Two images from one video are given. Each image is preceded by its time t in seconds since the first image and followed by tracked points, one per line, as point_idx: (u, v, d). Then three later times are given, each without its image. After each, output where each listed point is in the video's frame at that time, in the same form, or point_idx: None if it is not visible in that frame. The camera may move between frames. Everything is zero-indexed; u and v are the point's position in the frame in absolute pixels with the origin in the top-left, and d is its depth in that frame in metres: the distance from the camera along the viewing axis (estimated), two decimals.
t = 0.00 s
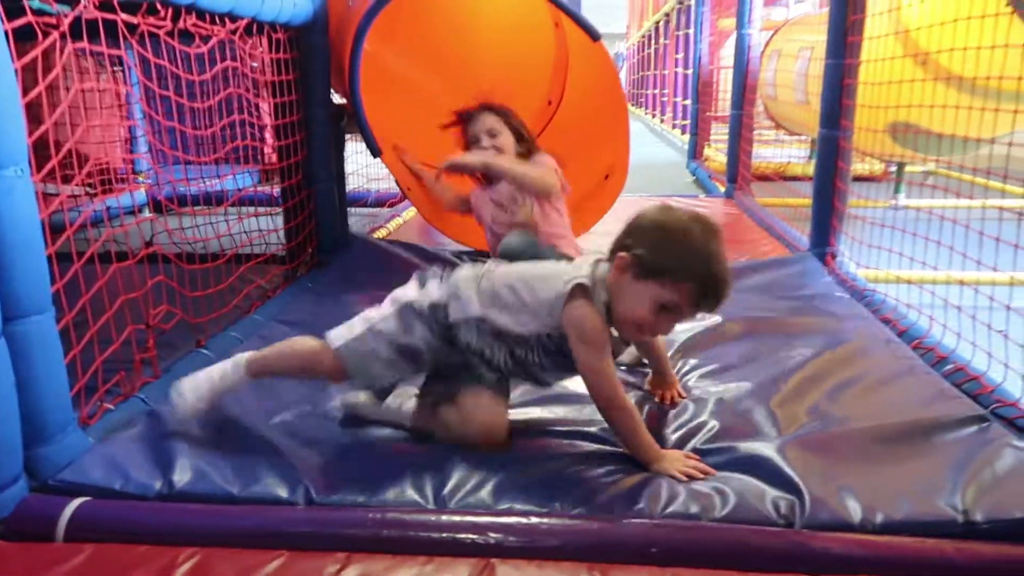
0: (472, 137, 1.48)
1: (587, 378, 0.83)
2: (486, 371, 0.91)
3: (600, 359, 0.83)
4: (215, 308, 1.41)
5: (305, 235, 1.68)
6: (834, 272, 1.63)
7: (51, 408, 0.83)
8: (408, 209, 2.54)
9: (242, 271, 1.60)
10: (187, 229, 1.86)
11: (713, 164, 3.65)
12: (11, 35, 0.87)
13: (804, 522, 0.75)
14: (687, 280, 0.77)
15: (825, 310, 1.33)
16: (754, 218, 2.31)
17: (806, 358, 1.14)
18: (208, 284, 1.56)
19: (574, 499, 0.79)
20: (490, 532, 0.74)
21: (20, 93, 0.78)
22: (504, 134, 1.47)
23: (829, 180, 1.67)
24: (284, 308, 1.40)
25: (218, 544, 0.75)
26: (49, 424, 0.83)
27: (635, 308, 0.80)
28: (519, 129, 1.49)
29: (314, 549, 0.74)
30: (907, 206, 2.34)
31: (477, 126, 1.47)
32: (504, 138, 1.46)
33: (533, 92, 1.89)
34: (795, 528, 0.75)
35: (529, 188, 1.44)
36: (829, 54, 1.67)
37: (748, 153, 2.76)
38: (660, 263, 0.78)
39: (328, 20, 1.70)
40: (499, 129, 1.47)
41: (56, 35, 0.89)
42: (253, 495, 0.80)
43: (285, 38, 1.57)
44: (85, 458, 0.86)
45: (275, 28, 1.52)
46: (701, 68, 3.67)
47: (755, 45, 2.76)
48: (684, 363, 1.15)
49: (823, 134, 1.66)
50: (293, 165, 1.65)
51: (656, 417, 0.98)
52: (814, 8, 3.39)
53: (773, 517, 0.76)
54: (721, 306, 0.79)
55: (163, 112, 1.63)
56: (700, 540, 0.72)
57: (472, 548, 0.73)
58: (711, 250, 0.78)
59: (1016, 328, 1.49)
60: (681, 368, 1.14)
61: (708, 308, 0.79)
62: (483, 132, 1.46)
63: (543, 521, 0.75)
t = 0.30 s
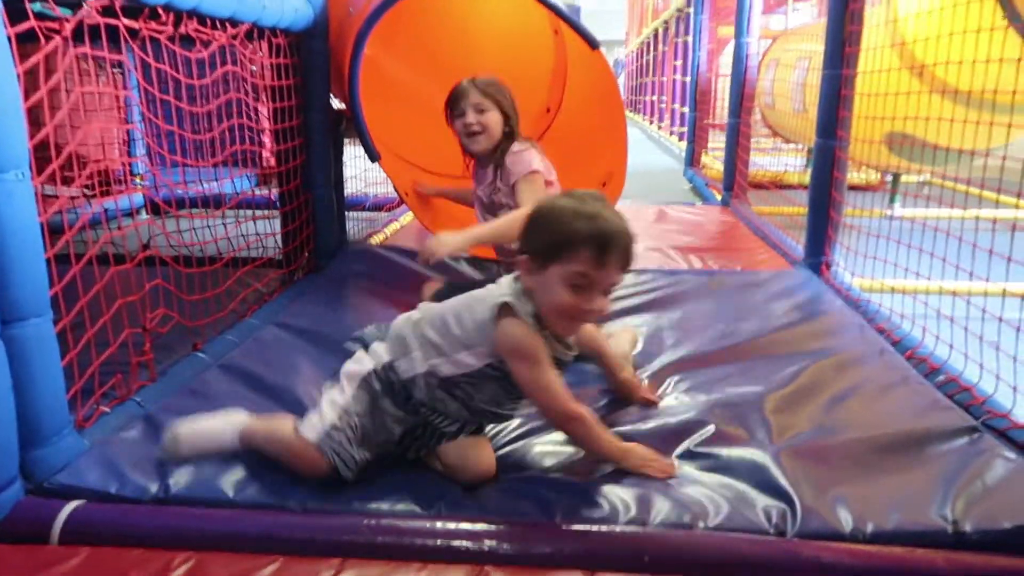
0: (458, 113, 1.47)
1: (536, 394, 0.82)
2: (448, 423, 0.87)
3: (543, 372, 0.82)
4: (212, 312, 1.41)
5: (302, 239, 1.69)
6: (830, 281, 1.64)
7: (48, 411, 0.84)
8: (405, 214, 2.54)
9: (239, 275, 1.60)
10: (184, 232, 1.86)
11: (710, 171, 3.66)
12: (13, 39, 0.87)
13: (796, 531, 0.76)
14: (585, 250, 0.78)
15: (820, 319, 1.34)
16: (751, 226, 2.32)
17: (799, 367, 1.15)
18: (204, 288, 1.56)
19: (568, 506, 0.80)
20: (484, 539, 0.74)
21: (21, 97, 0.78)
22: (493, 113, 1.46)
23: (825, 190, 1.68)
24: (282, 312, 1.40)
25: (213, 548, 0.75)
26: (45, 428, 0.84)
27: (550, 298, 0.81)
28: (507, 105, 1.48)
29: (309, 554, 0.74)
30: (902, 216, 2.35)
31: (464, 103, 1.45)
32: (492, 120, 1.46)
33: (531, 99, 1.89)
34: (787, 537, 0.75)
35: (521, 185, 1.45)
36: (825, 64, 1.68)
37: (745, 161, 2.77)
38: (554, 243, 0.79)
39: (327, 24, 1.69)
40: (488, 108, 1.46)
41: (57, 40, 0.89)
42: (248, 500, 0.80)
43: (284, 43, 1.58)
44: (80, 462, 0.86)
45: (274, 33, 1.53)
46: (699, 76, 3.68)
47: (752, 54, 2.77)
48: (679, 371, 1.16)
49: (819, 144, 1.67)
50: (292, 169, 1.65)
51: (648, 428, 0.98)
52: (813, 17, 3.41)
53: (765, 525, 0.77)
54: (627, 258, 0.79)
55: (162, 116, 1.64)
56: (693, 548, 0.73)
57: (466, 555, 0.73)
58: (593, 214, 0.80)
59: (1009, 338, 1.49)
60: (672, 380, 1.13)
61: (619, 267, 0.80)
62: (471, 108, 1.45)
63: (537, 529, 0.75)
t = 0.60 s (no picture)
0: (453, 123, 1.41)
1: (424, 369, 0.76)
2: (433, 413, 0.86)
3: (439, 347, 0.76)
4: (215, 322, 1.41)
5: (305, 249, 1.69)
6: (830, 294, 1.64)
7: (50, 421, 0.84)
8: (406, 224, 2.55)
9: (240, 285, 1.61)
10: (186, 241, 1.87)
11: (711, 182, 3.67)
12: (20, 52, 0.88)
13: (797, 544, 0.76)
14: (483, 221, 0.71)
15: (821, 331, 1.34)
16: (751, 237, 2.33)
17: (800, 378, 1.15)
18: (206, 298, 1.57)
19: (569, 518, 0.80)
20: (486, 552, 0.74)
21: (27, 110, 0.79)
22: (490, 124, 1.42)
23: (825, 202, 1.68)
24: (283, 322, 1.41)
25: (215, 559, 0.75)
26: (47, 440, 0.84)
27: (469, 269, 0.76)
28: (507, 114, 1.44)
29: (311, 566, 0.74)
30: (902, 228, 2.36)
31: (461, 112, 1.40)
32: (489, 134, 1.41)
33: (534, 111, 1.90)
34: (787, 551, 0.75)
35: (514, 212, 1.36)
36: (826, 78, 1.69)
37: (745, 173, 2.78)
38: (465, 206, 0.73)
39: (331, 37, 1.72)
40: (485, 118, 1.41)
41: (63, 54, 0.90)
42: (250, 512, 0.80)
43: (288, 54, 1.59)
44: (82, 472, 0.87)
45: (278, 45, 1.54)
46: (700, 87, 3.69)
47: (752, 66, 2.79)
48: (680, 383, 1.16)
49: (820, 156, 1.68)
50: (294, 179, 1.66)
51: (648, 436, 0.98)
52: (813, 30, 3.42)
53: (766, 539, 0.77)
54: (531, 235, 0.70)
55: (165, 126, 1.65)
56: (695, 562, 0.73)
57: (468, 567, 0.73)
58: (504, 176, 0.71)
59: (1009, 352, 1.50)
60: (672, 390, 1.13)
61: (526, 245, 0.71)
62: (467, 117, 1.40)
63: (538, 541, 0.75)
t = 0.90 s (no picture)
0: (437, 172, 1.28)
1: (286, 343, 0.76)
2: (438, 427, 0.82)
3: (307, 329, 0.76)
4: (218, 336, 1.42)
5: (308, 262, 1.70)
6: (833, 308, 1.65)
7: (54, 439, 0.84)
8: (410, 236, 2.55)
9: (244, 299, 1.61)
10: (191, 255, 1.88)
11: (713, 193, 3.67)
12: (27, 73, 0.89)
13: (799, 563, 0.76)
14: (349, 204, 0.69)
15: (823, 345, 1.34)
16: (754, 249, 2.33)
17: (802, 393, 1.15)
18: (210, 313, 1.57)
19: (571, 537, 0.80)
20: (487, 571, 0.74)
21: (34, 131, 0.80)
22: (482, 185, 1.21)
23: (828, 215, 1.69)
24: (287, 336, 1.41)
25: None
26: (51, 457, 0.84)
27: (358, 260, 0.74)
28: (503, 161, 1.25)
29: None
30: (905, 240, 2.36)
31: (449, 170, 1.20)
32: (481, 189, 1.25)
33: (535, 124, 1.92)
34: (788, 570, 0.75)
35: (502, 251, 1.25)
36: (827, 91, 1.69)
37: (748, 184, 2.78)
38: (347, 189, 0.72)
39: (334, 52, 1.73)
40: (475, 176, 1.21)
41: (70, 74, 0.91)
42: (252, 529, 0.81)
43: (293, 70, 1.60)
44: (86, 490, 0.87)
45: (282, 61, 1.55)
46: (703, 98, 3.70)
47: (754, 78, 2.80)
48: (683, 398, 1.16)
49: (822, 170, 1.68)
50: (298, 193, 1.67)
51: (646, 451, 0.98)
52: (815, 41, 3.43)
53: (767, 558, 0.77)
54: (390, 214, 0.67)
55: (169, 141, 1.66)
56: None
57: None
58: (375, 154, 0.69)
59: (1012, 366, 1.49)
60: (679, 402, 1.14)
61: (388, 229, 0.68)
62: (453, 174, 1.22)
63: (539, 560, 0.75)
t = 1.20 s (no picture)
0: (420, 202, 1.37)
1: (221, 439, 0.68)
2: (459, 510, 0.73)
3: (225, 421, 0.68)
4: (221, 353, 1.42)
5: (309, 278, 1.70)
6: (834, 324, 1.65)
7: (57, 458, 0.84)
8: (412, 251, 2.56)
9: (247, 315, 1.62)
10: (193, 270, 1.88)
11: (714, 207, 3.68)
12: (32, 94, 0.90)
13: None
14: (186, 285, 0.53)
15: (825, 362, 1.34)
16: (755, 264, 2.34)
17: (803, 411, 1.15)
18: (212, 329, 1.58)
19: (573, 559, 0.80)
20: None
21: (40, 153, 0.80)
22: (461, 206, 1.34)
23: (828, 231, 1.69)
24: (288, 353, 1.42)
25: None
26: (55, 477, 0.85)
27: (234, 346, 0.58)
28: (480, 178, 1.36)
29: None
30: (906, 254, 2.36)
31: (432, 192, 1.33)
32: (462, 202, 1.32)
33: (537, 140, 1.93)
34: None
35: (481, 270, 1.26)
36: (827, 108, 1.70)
37: (748, 199, 2.79)
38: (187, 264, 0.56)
39: (336, 69, 1.72)
40: (456, 195, 1.33)
41: (76, 95, 0.91)
42: (254, 550, 0.81)
43: (296, 87, 1.61)
44: (88, 510, 0.87)
45: (285, 78, 1.56)
46: (704, 112, 3.72)
47: (754, 93, 2.81)
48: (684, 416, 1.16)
49: (822, 186, 1.69)
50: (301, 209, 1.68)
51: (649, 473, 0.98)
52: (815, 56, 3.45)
53: None
54: (230, 289, 0.50)
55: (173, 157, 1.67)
56: None
57: None
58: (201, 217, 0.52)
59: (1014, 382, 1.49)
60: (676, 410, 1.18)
61: (231, 307, 0.51)
62: (436, 198, 1.33)
63: None
